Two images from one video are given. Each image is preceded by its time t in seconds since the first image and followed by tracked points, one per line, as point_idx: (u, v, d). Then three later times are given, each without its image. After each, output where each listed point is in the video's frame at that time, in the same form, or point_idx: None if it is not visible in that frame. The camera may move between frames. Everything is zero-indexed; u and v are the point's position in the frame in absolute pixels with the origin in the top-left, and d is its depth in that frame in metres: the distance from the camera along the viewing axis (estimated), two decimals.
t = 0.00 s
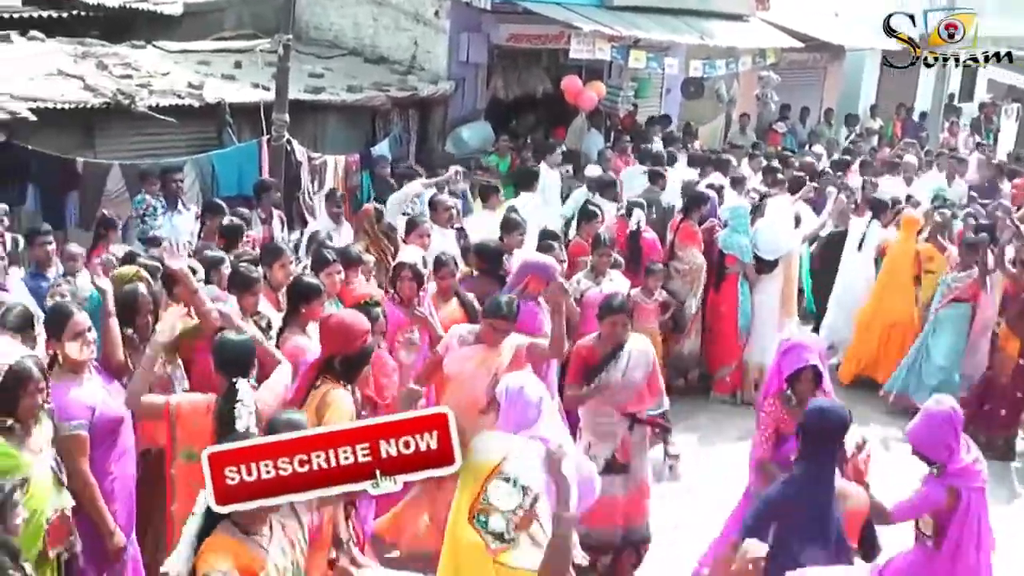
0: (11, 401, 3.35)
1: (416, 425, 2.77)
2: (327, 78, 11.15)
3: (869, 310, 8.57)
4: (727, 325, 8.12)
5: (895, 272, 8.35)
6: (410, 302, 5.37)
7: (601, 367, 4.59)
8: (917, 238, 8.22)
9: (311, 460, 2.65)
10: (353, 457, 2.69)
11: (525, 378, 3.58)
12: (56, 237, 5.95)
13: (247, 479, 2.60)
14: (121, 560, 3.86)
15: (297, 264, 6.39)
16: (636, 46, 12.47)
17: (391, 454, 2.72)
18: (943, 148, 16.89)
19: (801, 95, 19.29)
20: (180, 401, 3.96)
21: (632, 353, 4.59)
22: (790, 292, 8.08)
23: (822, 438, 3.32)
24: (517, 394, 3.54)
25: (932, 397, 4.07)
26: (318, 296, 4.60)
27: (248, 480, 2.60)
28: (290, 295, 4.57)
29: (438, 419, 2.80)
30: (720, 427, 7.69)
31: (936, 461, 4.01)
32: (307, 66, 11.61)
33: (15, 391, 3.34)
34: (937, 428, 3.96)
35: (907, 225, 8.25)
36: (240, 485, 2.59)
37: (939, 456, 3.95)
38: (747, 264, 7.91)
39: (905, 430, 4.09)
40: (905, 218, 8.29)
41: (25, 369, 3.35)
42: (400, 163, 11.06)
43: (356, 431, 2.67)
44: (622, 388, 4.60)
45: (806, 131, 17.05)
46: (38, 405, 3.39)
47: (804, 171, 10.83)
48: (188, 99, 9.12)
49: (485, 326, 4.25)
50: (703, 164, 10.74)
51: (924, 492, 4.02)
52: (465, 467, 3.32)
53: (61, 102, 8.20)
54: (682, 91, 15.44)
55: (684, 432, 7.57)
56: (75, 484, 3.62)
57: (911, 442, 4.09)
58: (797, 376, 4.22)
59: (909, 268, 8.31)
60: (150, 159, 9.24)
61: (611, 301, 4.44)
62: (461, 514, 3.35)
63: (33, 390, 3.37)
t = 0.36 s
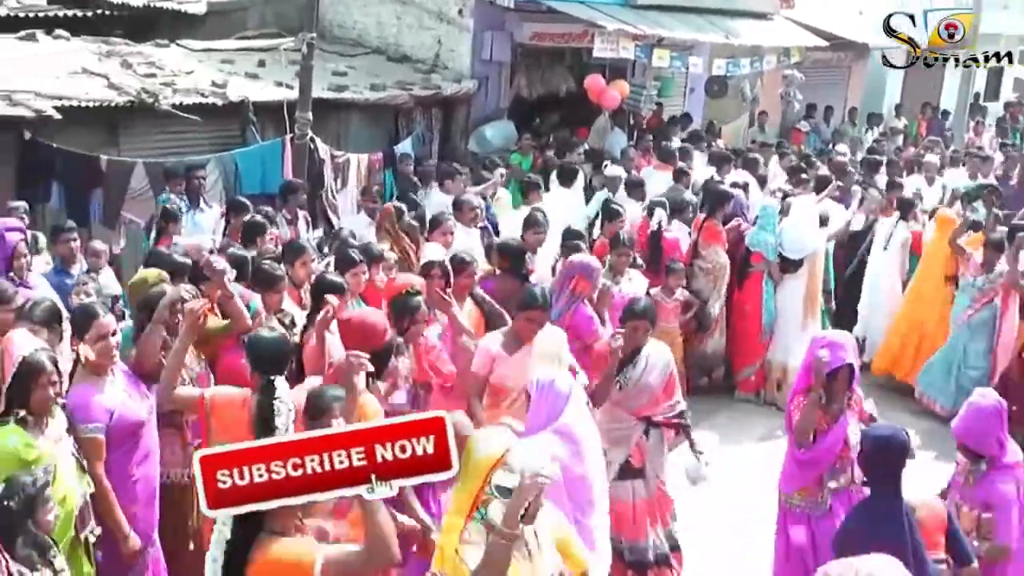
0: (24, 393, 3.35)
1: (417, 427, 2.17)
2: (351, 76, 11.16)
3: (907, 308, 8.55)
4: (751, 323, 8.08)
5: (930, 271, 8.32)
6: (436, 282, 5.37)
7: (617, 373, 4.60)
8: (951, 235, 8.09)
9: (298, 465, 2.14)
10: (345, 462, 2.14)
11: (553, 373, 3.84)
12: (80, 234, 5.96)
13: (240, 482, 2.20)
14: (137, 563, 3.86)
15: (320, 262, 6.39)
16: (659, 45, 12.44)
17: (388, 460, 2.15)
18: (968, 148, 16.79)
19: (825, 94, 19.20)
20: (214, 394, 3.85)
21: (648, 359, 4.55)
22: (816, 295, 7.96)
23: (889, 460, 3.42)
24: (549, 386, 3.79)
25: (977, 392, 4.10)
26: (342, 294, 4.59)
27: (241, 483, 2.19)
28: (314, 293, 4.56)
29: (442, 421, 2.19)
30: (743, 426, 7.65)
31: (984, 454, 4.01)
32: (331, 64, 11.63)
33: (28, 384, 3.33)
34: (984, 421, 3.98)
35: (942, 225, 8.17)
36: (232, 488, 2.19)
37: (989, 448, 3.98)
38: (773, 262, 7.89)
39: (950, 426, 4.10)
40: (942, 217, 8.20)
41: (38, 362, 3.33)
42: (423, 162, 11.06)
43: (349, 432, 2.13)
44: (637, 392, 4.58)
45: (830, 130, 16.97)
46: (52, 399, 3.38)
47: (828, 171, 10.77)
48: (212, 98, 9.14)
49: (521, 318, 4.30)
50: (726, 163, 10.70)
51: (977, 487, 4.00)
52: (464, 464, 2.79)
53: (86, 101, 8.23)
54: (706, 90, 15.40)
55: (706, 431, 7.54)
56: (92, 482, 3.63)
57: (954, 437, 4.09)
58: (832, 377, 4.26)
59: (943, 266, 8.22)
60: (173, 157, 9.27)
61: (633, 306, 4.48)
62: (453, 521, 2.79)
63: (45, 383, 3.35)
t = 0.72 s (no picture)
0: (42, 389, 3.36)
1: (411, 432, 2.41)
2: (368, 74, 11.17)
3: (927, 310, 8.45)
4: (769, 322, 8.04)
5: (950, 274, 8.20)
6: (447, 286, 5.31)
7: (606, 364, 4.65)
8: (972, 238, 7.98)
9: (292, 468, 2.38)
10: (339, 465, 2.40)
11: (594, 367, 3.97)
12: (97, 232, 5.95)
13: (234, 485, 2.42)
14: (146, 563, 3.85)
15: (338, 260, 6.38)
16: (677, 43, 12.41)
17: (381, 464, 2.41)
18: (988, 147, 16.71)
19: (843, 93, 19.15)
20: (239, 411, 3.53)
21: (630, 356, 4.58)
22: (832, 295, 8.18)
23: (924, 478, 3.33)
24: (585, 382, 3.92)
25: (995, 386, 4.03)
26: (361, 291, 4.58)
27: (234, 486, 2.41)
28: (333, 290, 4.56)
29: (439, 426, 2.43)
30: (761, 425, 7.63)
31: (1007, 451, 3.96)
32: (349, 62, 11.64)
33: (46, 379, 3.35)
34: (1003, 419, 3.92)
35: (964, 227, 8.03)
36: (226, 491, 2.42)
37: (1011, 446, 3.94)
38: (793, 260, 7.85)
39: (972, 423, 4.02)
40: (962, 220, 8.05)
41: (57, 358, 3.36)
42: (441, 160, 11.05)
43: (344, 436, 2.38)
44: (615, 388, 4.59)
45: (849, 129, 16.91)
46: (71, 394, 3.40)
47: (846, 170, 10.73)
48: (230, 96, 9.14)
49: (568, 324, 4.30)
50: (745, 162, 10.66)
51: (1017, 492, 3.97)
52: (460, 455, 2.80)
53: (105, 99, 8.25)
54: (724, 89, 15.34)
55: (725, 430, 7.52)
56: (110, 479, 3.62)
57: (976, 434, 4.03)
58: (837, 369, 4.13)
59: (965, 268, 8.11)
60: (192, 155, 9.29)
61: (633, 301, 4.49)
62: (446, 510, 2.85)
63: (64, 378, 3.37)
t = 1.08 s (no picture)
0: (65, 383, 3.38)
1: (410, 434, 1.86)
2: (389, 73, 11.19)
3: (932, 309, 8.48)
4: (791, 323, 8.05)
5: (960, 274, 8.21)
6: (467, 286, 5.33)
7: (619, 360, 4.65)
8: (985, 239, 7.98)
9: (287, 472, 1.81)
10: (334, 470, 1.84)
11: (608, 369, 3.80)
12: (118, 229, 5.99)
13: (228, 487, 1.82)
14: (174, 551, 3.88)
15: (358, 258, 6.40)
16: (697, 43, 12.39)
17: (382, 468, 1.86)
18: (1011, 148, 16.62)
19: (864, 93, 19.09)
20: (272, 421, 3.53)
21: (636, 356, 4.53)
22: (855, 295, 8.03)
23: (925, 458, 3.48)
24: (603, 386, 3.76)
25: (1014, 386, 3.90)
26: (382, 288, 4.60)
27: (227, 489, 1.81)
28: (354, 286, 4.58)
29: (439, 427, 1.88)
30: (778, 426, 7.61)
31: None
32: (370, 60, 11.67)
33: (69, 374, 3.37)
34: None
35: (976, 228, 8.02)
36: (216, 495, 1.81)
37: None
38: (814, 263, 7.87)
39: (993, 422, 3.91)
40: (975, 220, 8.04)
41: (80, 352, 3.37)
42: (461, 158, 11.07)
43: (347, 436, 1.83)
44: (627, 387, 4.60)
45: (870, 129, 16.83)
46: (94, 389, 3.41)
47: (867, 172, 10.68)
48: (251, 93, 9.18)
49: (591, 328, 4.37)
50: (764, 162, 10.64)
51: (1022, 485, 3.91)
52: (467, 462, 2.71)
53: (127, 96, 8.30)
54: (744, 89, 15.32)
55: (742, 431, 7.51)
56: (132, 471, 3.64)
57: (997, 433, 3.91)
58: (832, 370, 4.15)
59: (976, 267, 8.14)
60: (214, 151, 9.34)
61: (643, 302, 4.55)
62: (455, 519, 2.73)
63: (87, 373, 3.38)
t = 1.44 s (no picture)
0: (92, 380, 3.39)
1: (406, 438, 1.97)
2: (417, 71, 11.19)
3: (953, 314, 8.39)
4: (819, 326, 7.95)
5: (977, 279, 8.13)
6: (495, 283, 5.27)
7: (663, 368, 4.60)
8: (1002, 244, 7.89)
9: (282, 474, 1.92)
10: (331, 472, 1.95)
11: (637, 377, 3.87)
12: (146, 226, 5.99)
13: (223, 490, 1.94)
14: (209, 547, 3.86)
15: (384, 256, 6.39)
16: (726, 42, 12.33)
17: (379, 472, 1.97)
18: None
19: (894, 93, 18.98)
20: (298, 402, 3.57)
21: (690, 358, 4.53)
22: (884, 298, 7.97)
23: (967, 450, 3.36)
24: (629, 390, 3.82)
25: None
26: (409, 285, 4.60)
27: (222, 492, 1.94)
28: (381, 283, 4.58)
29: (436, 432, 1.98)
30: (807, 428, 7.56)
31: None
32: (398, 58, 11.68)
33: (96, 371, 3.38)
34: None
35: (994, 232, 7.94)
36: (210, 497, 1.94)
37: None
38: (843, 266, 7.77)
39: None
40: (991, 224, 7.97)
41: (106, 349, 3.39)
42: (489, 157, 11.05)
43: (340, 440, 1.94)
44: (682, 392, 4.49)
45: (899, 130, 16.72)
46: (121, 385, 3.42)
47: (896, 173, 10.59)
48: (279, 91, 9.21)
49: (598, 314, 4.40)
50: (793, 162, 10.59)
51: None
52: (497, 478, 2.79)
53: (156, 93, 8.34)
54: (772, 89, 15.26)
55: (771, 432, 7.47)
56: (162, 465, 3.66)
57: None
58: (853, 382, 4.12)
59: (990, 274, 8.03)
60: (243, 148, 9.37)
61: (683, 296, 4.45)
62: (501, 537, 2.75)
63: (113, 369, 3.40)
